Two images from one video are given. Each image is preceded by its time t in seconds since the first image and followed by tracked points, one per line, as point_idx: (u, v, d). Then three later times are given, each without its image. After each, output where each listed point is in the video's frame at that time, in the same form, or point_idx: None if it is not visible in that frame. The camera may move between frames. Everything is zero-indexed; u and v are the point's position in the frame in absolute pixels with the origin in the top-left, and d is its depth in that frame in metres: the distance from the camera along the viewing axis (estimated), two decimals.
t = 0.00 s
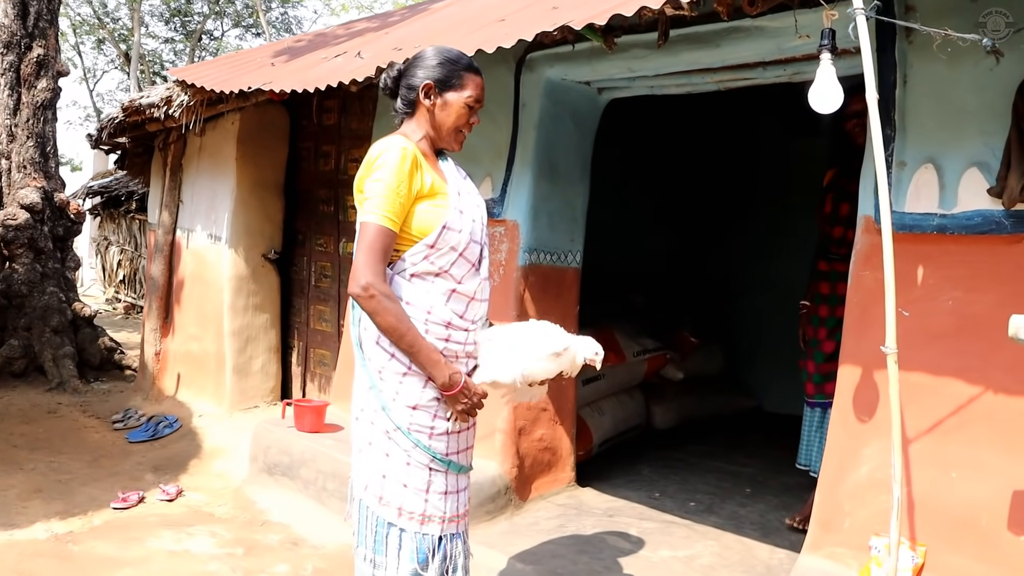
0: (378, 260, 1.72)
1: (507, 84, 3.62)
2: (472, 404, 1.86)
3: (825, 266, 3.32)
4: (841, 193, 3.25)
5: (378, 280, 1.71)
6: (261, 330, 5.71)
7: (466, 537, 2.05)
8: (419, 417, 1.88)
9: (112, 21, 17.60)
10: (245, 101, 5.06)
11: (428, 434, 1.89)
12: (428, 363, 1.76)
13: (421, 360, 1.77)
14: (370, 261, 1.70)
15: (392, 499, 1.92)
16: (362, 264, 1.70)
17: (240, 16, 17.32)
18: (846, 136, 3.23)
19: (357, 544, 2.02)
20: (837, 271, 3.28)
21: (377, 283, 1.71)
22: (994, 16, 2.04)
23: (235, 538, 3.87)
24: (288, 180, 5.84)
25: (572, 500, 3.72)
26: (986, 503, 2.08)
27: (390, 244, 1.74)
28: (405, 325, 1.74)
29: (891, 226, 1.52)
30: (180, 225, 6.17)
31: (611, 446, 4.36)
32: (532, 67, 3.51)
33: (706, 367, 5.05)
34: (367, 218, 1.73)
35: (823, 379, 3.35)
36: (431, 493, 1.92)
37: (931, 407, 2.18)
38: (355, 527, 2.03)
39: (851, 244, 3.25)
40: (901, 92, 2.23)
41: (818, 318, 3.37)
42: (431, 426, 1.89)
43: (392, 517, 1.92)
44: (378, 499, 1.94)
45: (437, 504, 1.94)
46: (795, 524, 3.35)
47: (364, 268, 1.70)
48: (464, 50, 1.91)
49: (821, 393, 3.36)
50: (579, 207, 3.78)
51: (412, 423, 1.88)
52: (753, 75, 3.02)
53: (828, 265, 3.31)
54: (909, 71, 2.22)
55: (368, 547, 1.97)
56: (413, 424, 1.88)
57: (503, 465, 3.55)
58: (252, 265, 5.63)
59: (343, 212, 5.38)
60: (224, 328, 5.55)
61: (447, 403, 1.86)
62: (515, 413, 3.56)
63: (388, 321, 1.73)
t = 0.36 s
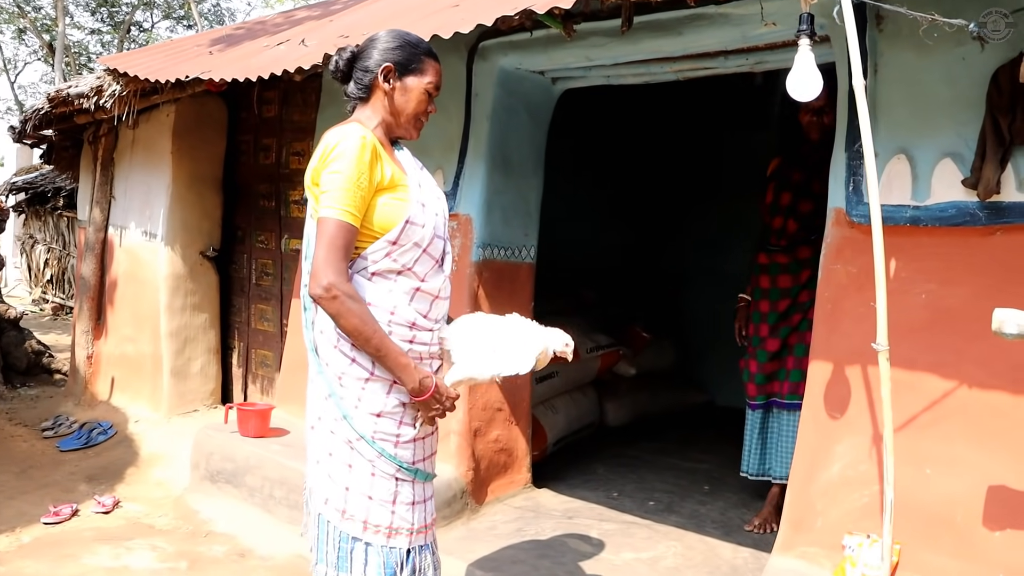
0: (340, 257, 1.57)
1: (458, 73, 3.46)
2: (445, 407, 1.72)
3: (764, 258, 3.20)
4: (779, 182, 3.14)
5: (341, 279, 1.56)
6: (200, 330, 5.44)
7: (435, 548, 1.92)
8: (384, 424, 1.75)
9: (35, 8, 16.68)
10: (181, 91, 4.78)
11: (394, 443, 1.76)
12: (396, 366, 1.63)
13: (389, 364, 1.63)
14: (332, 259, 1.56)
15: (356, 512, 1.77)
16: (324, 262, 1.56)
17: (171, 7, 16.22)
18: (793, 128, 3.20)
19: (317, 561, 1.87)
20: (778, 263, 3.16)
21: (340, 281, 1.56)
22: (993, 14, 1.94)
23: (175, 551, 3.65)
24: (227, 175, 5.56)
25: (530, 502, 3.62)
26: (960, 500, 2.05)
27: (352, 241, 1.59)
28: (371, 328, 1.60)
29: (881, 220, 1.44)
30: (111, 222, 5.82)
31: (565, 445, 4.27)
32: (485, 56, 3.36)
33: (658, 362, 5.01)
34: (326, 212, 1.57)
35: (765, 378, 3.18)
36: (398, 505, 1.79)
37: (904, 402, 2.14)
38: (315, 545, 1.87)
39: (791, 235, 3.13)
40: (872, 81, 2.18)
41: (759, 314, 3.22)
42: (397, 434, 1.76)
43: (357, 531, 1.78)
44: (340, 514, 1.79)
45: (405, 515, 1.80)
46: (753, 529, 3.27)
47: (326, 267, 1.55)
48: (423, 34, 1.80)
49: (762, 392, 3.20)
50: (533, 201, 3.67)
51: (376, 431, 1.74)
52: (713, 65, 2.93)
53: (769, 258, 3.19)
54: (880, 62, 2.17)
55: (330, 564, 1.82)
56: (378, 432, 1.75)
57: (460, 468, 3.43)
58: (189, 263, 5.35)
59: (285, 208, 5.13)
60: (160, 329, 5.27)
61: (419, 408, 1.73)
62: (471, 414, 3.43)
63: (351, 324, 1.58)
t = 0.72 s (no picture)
0: (331, 264, 1.47)
1: (437, 74, 3.36)
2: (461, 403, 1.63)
3: (740, 255, 3.10)
4: (757, 179, 3.04)
5: (332, 286, 1.46)
6: (170, 343, 5.26)
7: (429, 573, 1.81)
8: (376, 443, 1.64)
9: None
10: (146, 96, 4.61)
11: (386, 462, 1.66)
12: (399, 369, 1.53)
13: (391, 370, 1.53)
14: (321, 266, 1.45)
15: (348, 537, 1.65)
16: (313, 270, 1.45)
17: (126, 13, 15.66)
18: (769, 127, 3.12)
19: None
20: (756, 261, 3.05)
21: (332, 289, 1.46)
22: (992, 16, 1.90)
23: None
24: (194, 183, 5.37)
25: (520, 513, 3.53)
26: (972, 500, 2.01)
27: (341, 246, 1.48)
28: (368, 335, 1.50)
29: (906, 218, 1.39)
30: (74, 233, 5.61)
31: (551, 452, 4.20)
32: (465, 55, 3.26)
33: (639, 365, 4.97)
34: (312, 216, 1.47)
35: (734, 380, 3.07)
36: (392, 528, 1.67)
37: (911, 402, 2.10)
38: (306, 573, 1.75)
39: (769, 234, 3.01)
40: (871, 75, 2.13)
41: (733, 313, 3.11)
42: (389, 453, 1.66)
43: (350, 557, 1.66)
44: (331, 539, 1.67)
45: (399, 539, 1.69)
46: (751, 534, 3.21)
47: (315, 274, 1.45)
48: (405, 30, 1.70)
49: (730, 397, 3.08)
50: (515, 204, 3.58)
51: (368, 450, 1.63)
52: (700, 62, 2.87)
53: (745, 256, 3.08)
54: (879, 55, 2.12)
55: None
56: (369, 451, 1.64)
57: (449, 481, 3.32)
58: (157, 274, 5.17)
59: (255, 216, 4.98)
60: (128, 343, 5.08)
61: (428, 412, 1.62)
62: (459, 424, 3.33)
63: (347, 332, 1.48)
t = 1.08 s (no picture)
0: (335, 261, 1.42)
1: (431, 70, 3.31)
2: (467, 407, 1.61)
3: (699, 265, 2.90)
4: (719, 189, 2.83)
5: (337, 284, 1.42)
6: (156, 344, 5.18)
7: None
8: (377, 448, 1.59)
9: None
10: (132, 92, 4.52)
11: (388, 467, 1.61)
12: (407, 366, 1.50)
13: (400, 366, 1.51)
14: (325, 264, 1.40)
15: (349, 545, 1.60)
16: (316, 269, 1.40)
17: (106, 8, 15.46)
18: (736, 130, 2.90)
19: None
20: (714, 273, 2.85)
21: (335, 289, 1.41)
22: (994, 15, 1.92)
23: None
24: (179, 180, 5.28)
25: (515, 515, 3.49)
26: (979, 503, 1.99)
27: (343, 245, 1.43)
28: (376, 333, 1.46)
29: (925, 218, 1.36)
30: (57, 231, 5.50)
31: (543, 453, 4.16)
32: (460, 51, 3.21)
33: (630, 366, 4.96)
34: (312, 214, 1.42)
35: (701, 402, 2.85)
36: (394, 534, 1.63)
37: (918, 403, 2.07)
38: None
39: (728, 247, 2.82)
40: (877, 73, 2.10)
41: (693, 326, 2.90)
42: (391, 458, 1.61)
43: (351, 565, 1.61)
44: (332, 547, 1.62)
45: (401, 545, 1.65)
46: (747, 536, 3.14)
47: (318, 273, 1.40)
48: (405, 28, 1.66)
49: (697, 418, 2.88)
50: (510, 202, 3.54)
51: (369, 455, 1.58)
52: (699, 59, 2.84)
53: (702, 266, 2.89)
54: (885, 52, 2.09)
55: None
56: (370, 456, 1.59)
57: (444, 483, 3.26)
58: (142, 273, 5.08)
59: (243, 215, 4.90)
60: (113, 344, 4.99)
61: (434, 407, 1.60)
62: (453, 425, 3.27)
63: (354, 331, 1.44)
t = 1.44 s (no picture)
0: (352, 265, 1.41)
1: (433, 71, 3.30)
2: (478, 410, 1.59)
3: (655, 269, 2.84)
4: (682, 193, 2.76)
5: (356, 287, 1.41)
6: (155, 345, 5.16)
7: None
8: (393, 451, 1.59)
9: None
10: (131, 93, 4.51)
11: (403, 470, 1.61)
12: (422, 369, 1.50)
13: (416, 367, 1.50)
14: (344, 267, 1.39)
15: (365, 548, 1.60)
16: (334, 272, 1.39)
17: (101, 8, 15.40)
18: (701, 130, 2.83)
19: None
20: (671, 277, 2.79)
21: (353, 293, 1.40)
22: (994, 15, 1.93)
23: None
24: (178, 181, 5.27)
25: (517, 516, 3.49)
26: (985, 505, 1.99)
27: (360, 248, 1.43)
28: (394, 337, 1.46)
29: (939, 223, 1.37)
30: (55, 232, 5.49)
31: (545, 454, 4.15)
32: (462, 52, 3.20)
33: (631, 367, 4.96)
34: (329, 217, 1.41)
35: (648, 402, 2.85)
36: (409, 536, 1.63)
37: (924, 405, 2.07)
38: None
39: (688, 254, 2.75)
40: (883, 75, 2.10)
41: (645, 331, 2.86)
42: (406, 461, 1.62)
43: (366, 568, 1.61)
44: (347, 551, 1.61)
45: (416, 547, 1.65)
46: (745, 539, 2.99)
47: (337, 277, 1.39)
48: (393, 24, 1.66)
49: (646, 419, 2.88)
50: (512, 203, 3.53)
51: (384, 459, 1.59)
52: (702, 60, 2.84)
53: (659, 269, 2.82)
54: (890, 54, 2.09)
55: None
56: (386, 460, 1.59)
57: (449, 485, 3.24)
58: (142, 274, 5.06)
59: (243, 216, 4.88)
60: (113, 345, 4.97)
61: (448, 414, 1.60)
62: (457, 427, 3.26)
63: (373, 334, 1.43)
